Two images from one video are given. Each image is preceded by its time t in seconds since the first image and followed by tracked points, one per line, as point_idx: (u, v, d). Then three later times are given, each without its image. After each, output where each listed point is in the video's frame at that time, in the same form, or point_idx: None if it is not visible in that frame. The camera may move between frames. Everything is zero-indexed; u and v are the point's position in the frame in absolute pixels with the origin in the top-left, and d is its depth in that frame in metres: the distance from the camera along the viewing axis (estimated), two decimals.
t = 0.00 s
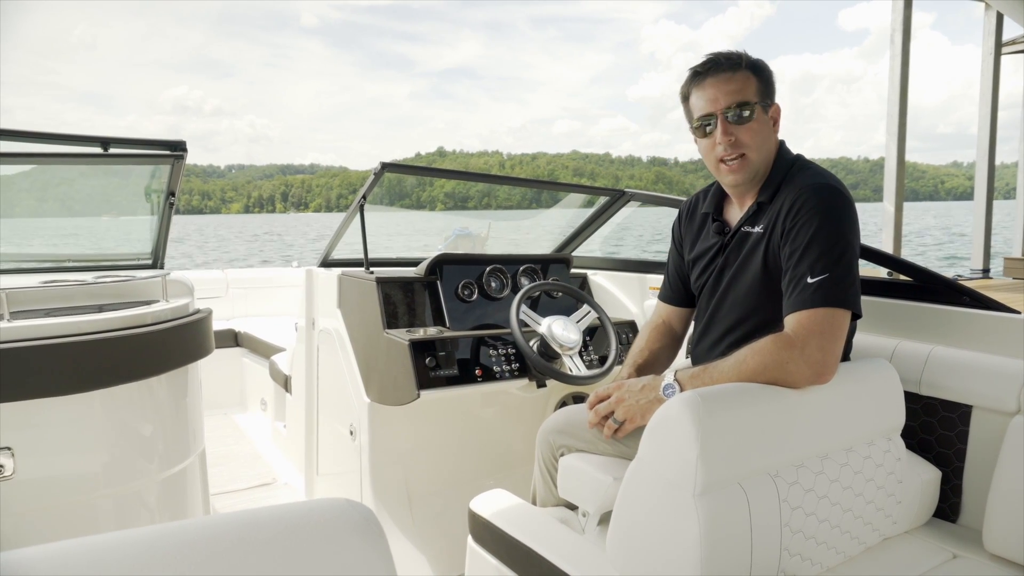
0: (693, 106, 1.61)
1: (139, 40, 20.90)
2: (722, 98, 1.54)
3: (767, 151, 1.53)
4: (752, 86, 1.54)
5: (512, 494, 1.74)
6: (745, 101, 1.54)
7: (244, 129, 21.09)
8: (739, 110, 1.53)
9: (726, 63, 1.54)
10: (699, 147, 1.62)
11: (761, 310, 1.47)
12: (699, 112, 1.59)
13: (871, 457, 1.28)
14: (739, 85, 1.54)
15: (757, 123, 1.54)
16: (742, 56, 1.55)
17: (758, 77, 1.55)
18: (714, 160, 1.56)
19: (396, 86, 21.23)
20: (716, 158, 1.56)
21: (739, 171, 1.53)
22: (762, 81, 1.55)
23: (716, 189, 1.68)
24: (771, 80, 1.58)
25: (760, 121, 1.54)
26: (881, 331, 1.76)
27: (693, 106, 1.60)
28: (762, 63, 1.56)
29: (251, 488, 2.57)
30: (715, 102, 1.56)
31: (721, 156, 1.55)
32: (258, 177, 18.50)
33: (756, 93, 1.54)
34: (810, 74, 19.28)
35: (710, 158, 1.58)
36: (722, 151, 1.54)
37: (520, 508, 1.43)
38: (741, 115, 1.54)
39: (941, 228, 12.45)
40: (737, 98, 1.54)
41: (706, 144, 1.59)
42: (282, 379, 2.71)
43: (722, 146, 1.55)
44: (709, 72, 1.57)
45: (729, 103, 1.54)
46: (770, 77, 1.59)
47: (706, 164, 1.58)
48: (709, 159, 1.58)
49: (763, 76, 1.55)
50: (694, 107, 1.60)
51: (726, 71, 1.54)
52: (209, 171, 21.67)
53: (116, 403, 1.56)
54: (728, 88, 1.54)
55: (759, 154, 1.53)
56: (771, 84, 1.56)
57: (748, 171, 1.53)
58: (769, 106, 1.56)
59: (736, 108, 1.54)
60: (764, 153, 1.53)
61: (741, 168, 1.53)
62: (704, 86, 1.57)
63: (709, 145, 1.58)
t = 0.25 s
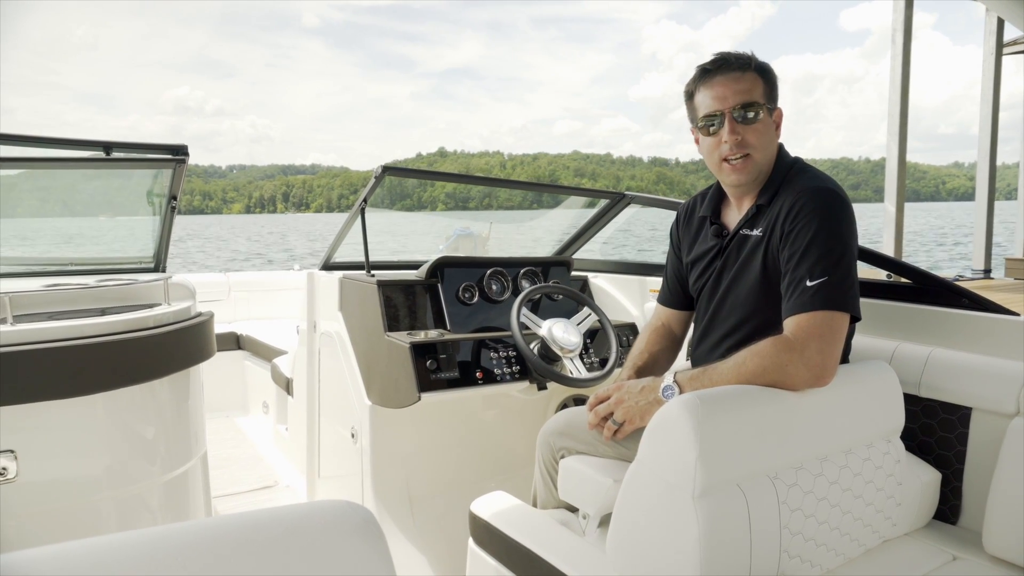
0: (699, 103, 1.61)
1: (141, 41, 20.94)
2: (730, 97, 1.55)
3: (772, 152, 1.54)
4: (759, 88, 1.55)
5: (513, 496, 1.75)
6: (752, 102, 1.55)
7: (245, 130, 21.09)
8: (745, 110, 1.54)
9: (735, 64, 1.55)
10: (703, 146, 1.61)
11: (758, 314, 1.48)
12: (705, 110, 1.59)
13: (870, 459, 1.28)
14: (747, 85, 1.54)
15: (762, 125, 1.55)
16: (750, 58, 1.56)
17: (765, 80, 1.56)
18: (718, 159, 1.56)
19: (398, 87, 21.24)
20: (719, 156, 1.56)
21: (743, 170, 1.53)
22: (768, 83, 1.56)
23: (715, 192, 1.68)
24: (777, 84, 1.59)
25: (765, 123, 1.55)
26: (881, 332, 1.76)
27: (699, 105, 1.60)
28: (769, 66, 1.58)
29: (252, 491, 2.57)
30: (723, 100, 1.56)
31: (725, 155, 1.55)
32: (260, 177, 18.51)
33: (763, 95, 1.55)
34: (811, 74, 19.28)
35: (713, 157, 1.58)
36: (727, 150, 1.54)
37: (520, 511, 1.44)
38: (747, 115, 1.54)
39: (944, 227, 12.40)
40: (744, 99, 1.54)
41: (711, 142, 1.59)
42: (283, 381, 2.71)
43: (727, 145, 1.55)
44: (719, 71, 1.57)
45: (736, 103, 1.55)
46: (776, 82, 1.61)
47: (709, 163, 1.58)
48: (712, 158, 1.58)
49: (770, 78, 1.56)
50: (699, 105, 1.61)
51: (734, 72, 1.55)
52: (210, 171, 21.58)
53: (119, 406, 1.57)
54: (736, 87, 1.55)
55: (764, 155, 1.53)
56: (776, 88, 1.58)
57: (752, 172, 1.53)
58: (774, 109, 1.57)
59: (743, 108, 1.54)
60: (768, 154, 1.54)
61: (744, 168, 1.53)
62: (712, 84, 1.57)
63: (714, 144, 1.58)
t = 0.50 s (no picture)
0: (706, 103, 1.60)
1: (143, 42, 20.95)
2: (739, 97, 1.54)
3: (777, 155, 1.54)
4: (768, 90, 1.55)
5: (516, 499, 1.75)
6: (760, 103, 1.54)
7: (247, 130, 21.10)
8: (753, 111, 1.54)
9: (746, 64, 1.55)
10: (709, 145, 1.61)
11: (761, 316, 1.48)
12: (712, 109, 1.58)
13: (874, 461, 1.28)
14: (757, 86, 1.54)
15: (769, 127, 1.55)
16: (760, 60, 1.56)
17: (774, 82, 1.56)
18: (724, 160, 1.56)
19: (399, 87, 21.24)
20: (725, 157, 1.55)
21: (748, 171, 1.53)
22: (776, 86, 1.56)
23: (716, 193, 1.68)
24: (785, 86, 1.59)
25: (772, 125, 1.55)
26: (884, 334, 1.76)
27: (706, 104, 1.59)
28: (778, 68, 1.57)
29: (255, 493, 2.58)
30: (732, 101, 1.55)
31: (731, 155, 1.54)
32: (261, 178, 18.52)
33: (771, 97, 1.55)
34: (813, 74, 19.24)
35: (719, 158, 1.57)
36: (734, 151, 1.54)
37: (524, 513, 1.44)
38: (754, 116, 1.54)
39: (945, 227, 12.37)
40: (752, 100, 1.54)
41: (717, 142, 1.58)
42: (286, 383, 2.72)
43: (734, 145, 1.54)
44: (729, 70, 1.56)
45: (744, 104, 1.54)
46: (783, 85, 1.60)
47: (714, 164, 1.58)
48: (717, 159, 1.58)
49: (779, 81, 1.56)
50: (706, 104, 1.60)
51: (744, 72, 1.54)
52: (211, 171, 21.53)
53: (122, 408, 1.57)
54: (745, 88, 1.54)
55: (769, 157, 1.53)
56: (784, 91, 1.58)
57: (757, 173, 1.53)
58: (780, 111, 1.57)
59: (751, 109, 1.54)
60: (773, 156, 1.54)
61: (750, 170, 1.53)
62: (720, 84, 1.57)
63: (721, 144, 1.57)
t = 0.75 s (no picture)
0: (715, 94, 1.58)
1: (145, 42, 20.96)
2: (750, 89, 1.53)
3: (785, 149, 1.53)
4: (778, 84, 1.54)
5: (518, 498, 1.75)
6: (770, 97, 1.53)
7: (248, 130, 21.11)
8: (763, 104, 1.53)
9: (758, 56, 1.53)
10: (718, 137, 1.59)
11: (765, 313, 1.48)
12: (722, 101, 1.57)
13: (878, 460, 1.28)
14: (767, 79, 1.53)
15: (778, 122, 1.54)
16: (772, 53, 1.55)
17: (783, 76, 1.55)
18: (733, 153, 1.55)
19: (400, 87, 21.26)
20: (734, 150, 1.55)
21: (754, 166, 1.53)
22: (786, 79, 1.55)
23: (720, 187, 1.67)
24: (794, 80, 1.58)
25: (781, 119, 1.54)
26: (888, 333, 1.76)
27: (716, 95, 1.58)
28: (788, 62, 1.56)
29: (257, 492, 2.58)
30: (743, 93, 1.53)
31: (740, 149, 1.54)
32: (262, 178, 18.51)
33: (781, 91, 1.54)
34: (815, 74, 19.19)
35: (728, 152, 1.56)
36: (743, 145, 1.53)
37: (526, 512, 1.43)
38: (764, 109, 1.53)
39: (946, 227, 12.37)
40: (763, 93, 1.53)
41: (725, 135, 1.57)
42: (287, 383, 2.72)
43: (743, 139, 1.54)
44: (740, 61, 1.54)
45: (755, 97, 1.53)
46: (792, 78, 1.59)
47: (723, 157, 1.57)
48: (726, 152, 1.57)
49: (789, 74, 1.55)
50: (716, 95, 1.58)
51: (755, 64, 1.53)
52: (212, 171, 21.55)
53: (124, 407, 1.57)
54: (756, 81, 1.53)
55: (778, 151, 1.53)
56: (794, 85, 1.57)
57: (764, 168, 1.53)
58: (789, 106, 1.56)
59: (761, 103, 1.53)
60: (781, 151, 1.53)
61: (758, 164, 1.52)
62: (732, 75, 1.55)
63: (730, 137, 1.56)
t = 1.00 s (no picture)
0: (716, 89, 1.59)
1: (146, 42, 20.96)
2: (751, 83, 1.53)
3: (785, 146, 1.54)
4: (779, 79, 1.54)
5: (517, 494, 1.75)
6: (772, 91, 1.53)
7: (249, 130, 21.14)
8: (763, 99, 1.53)
9: (759, 51, 1.54)
10: (719, 132, 1.60)
11: (764, 309, 1.48)
12: (723, 96, 1.57)
13: (876, 456, 1.28)
14: (768, 74, 1.54)
15: (779, 116, 1.54)
16: (774, 48, 1.55)
17: (786, 71, 1.55)
18: (732, 148, 1.55)
19: (401, 87, 21.28)
20: (734, 145, 1.55)
21: (754, 161, 1.53)
22: (788, 74, 1.55)
23: (721, 184, 1.67)
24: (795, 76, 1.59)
25: (781, 115, 1.54)
26: (887, 330, 1.76)
27: (717, 90, 1.58)
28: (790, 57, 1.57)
29: (257, 489, 2.58)
30: (744, 87, 1.54)
31: (740, 143, 1.54)
32: (263, 178, 18.52)
33: (782, 86, 1.54)
34: (817, 73, 19.15)
35: (728, 146, 1.57)
36: (743, 140, 1.53)
37: (523, 507, 1.44)
38: (764, 104, 1.53)
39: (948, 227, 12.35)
40: (764, 86, 1.53)
41: (726, 129, 1.58)
42: (287, 380, 2.73)
43: (744, 133, 1.54)
44: (741, 56, 1.56)
45: (756, 91, 1.53)
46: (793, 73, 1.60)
47: (724, 152, 1.57)
48: (727, 147, 1.57)
49: (791, 70, 1.55)
50: (717, 90, 1.59)
51: (756, 58, 1.54)
52: (213, 172, 21.56)
53: (123, 403, 1.57)
54: (758, 76, 1.53)
55: (777, 147, 1.53)
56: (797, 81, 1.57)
57: (764, 163, 1.53)
58: (790, 102, 1.56)
59: (761, 97, 1.53)
60: (781, 147, 1.53)
61: (757, 160, 1.52)
62: (733, 69, 1.55)
63: (730, 131, 1.56)
